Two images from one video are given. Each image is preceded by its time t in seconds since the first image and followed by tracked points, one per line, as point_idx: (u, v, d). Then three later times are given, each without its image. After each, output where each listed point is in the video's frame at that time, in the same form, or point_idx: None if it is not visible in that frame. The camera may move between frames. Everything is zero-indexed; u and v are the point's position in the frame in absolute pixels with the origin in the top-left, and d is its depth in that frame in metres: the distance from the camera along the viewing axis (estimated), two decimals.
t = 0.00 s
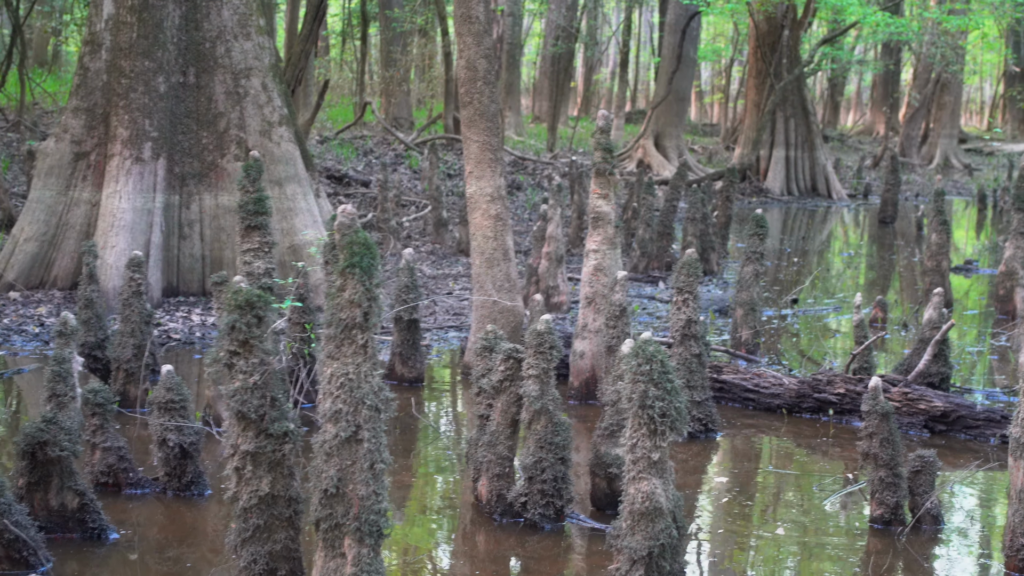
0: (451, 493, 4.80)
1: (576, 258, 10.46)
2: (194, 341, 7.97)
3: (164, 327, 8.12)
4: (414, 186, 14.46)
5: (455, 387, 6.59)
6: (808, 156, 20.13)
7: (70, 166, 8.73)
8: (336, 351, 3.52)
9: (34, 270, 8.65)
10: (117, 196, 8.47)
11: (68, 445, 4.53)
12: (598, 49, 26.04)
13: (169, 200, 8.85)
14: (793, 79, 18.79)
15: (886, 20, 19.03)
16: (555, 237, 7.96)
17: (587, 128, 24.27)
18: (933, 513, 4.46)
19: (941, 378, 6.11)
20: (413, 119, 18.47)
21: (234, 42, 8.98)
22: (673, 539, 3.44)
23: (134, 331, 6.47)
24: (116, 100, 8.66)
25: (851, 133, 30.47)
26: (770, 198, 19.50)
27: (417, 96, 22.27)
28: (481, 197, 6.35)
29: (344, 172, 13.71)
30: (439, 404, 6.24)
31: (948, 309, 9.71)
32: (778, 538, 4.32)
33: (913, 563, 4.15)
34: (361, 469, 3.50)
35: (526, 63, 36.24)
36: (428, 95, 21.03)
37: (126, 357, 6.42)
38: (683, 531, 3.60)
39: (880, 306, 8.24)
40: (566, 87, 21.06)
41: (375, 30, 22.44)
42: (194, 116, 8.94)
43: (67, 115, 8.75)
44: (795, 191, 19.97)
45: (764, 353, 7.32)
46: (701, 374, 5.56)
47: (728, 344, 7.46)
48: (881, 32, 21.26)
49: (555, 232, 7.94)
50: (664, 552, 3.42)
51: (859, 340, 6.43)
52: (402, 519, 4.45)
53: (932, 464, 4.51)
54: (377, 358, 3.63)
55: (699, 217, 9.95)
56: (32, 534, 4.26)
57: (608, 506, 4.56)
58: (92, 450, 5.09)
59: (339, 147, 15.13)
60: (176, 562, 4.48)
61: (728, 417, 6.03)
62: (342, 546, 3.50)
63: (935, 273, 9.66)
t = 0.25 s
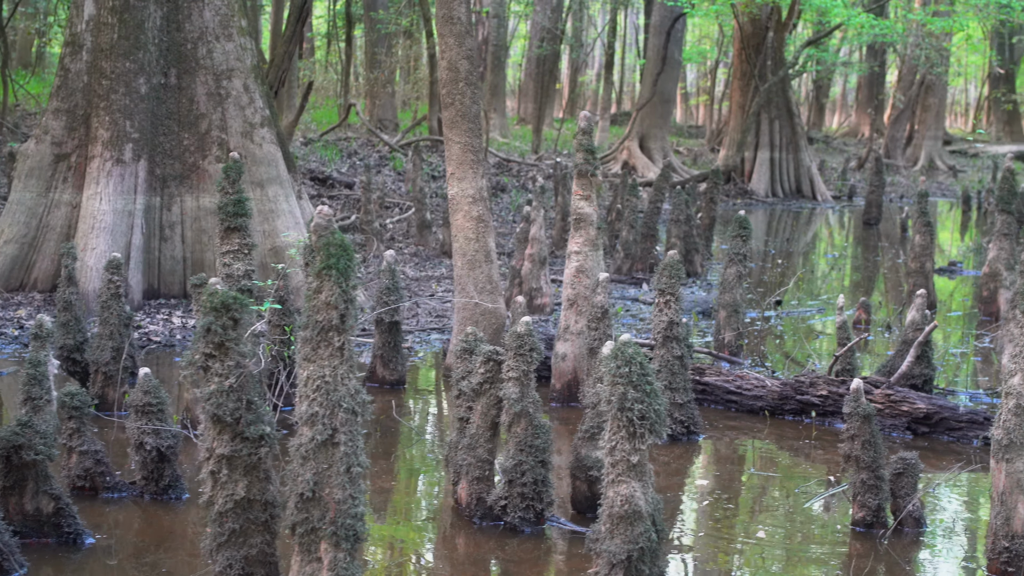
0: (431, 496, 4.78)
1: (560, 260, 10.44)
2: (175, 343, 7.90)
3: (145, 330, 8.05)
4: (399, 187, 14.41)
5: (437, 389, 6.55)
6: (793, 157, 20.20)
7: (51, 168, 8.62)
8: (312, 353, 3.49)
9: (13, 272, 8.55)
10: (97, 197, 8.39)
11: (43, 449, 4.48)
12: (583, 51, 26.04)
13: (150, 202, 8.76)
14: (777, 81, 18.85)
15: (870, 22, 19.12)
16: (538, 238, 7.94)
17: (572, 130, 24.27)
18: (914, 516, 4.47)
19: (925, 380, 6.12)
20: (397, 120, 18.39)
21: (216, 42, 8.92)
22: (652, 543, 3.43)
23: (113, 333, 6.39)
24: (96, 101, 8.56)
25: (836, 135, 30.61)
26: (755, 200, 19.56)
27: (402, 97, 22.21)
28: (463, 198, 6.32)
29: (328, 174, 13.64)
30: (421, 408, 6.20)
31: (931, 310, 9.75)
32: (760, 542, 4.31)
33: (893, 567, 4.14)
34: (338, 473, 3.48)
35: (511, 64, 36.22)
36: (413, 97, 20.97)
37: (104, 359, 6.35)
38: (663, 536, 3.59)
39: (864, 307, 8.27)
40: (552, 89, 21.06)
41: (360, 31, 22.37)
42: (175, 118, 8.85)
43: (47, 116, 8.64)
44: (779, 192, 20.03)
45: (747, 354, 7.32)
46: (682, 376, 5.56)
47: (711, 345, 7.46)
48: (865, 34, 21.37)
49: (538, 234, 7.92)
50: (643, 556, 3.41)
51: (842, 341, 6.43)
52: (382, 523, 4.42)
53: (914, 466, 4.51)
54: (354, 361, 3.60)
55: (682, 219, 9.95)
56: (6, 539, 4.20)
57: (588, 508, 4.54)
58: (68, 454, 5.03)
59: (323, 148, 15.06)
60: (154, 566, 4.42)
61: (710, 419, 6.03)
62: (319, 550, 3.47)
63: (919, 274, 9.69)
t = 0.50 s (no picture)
0: (407, 499, 4.73)
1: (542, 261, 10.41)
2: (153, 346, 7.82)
3: (122, 332, 7.95)
4: (381, 189, 14.35)
5: (416, 391, 6.51)
6: (776, 159, 20.26)
7: (27, 169, 8.50)
8: (281, 354, 3.43)
9: None
10: (74, 198, 8.29)
11: (13, 452, 4.42)
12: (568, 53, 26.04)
13: (128, 203, 8.64)
14: (760, 82, 18.90)
15: (853, 24, 19.19)
16: (519, 239, 7.92)
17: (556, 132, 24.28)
18: (892, 517, 4.46)
19: (904, 381, 6.14)
20: (381, 122, 18.31)
21: (194, 42, 8.79)
22: (626, 545, 3.40)
23: (87, 335, 6.31)
24: (73, 101, 8.46)
25: (821, 137, 30.74)
26: (738, 201, 19.60)
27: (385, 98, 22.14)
28: (442, 198, 6.28)
29: (310, 175, 13.57)
30: (399, 410, 6.16)
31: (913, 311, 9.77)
32: (738, 544, 4.28)
33: (870, 569, 4.13)
34: (307, 474, 3.43)
35: (496, 66, 36.21)
36: (397, 98, 20.91)
37: (79, 361, 6.27)
38: (637, 537, 3.56)
39: (845, 308, 8.27)
40: (536, 91, 21.04)
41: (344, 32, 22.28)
42: (153, 118, 8.73)
43: (24, 116, 8.53)
44: (763, 195, 20.09)
45: (727, 355, 7.31)
46: (661, 377, 5.54)
47: (692, 346, 7.45)
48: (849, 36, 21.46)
49: (519, 235, 7.90)
50: (617, 558, 3.38)
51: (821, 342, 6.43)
52: (356, 526, 4.37)
53: (891, 468, 4.49)
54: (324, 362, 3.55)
55: (664, 219, 9.94)
56: None
57: (564, 511, 4.51)
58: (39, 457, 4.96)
59: (306, 149, 14.99)
60: (124, 570, 4.36)
61: (690, 421, 6.01)
62: (289, 554, 3.43)
63: (900, 275, 9.72)
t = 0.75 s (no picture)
0: (381, 504, 4.67)
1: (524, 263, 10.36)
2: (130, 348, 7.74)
3: (98, 335, 7.86)
4: (364, 190, 14.27)
5: (393, 394, 6.44)
6: (761, 160, 20.29)
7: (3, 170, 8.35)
8: (246, 357, 3.37)
9: None
10: (50, 200, 8.20)
11: None
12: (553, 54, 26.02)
13: (105, 204, 8.51)
14: (744, 84, 18.93)
15: (837, 25, 19.25)
16: (499, 241, 7.87)
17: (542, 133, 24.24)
18: (869, 520, 4.41)
19: (883, 383, 6.14)
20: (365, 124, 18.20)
21: (171, 43, 8.64)
22: (596, 549, 3.36)
23: (60, 338, 6.21)
24: (49, 102, 8.34)
25: (807, 138, 30.82)
26: (723, 203, 19.60)
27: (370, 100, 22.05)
28: (418, 200, 6.23)
29: (292, 177, 13.47)
30: (375, 413, 6.09)
31: (895, 312, 9.76)
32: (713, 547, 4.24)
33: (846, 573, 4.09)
34: (273, 479, 3.37)
35: (482, 68, 36.15)
36: (382, 99, 20.82)
37: (52, 365, 6.17)
38: (608, 542, 3.52)
39: (826, 310, 8.26)
40: (521, 92, 20.99)
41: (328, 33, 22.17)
42: (130, 119, 8.57)
43: None
44: (747, 196, 20.10)
45: (708, 357, 7.28)
46: (638, 379, 5.50)
47: (672, 348, 7.41)
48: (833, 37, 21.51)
49: (498, 236, 7.84)
50: (587, 563, 3.33)
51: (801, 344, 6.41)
52: (328, 531, 4.31)
53: (868, 471, 4.45)
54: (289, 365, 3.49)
55: (646, 221, 9.91)
56: None
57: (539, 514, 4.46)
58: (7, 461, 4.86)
59: (289, 151, 14.89)
60: None
61: (668, 423, 5.97)
62: (254, 560, 3.36)
63: (882, 276, 9.72)
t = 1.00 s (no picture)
0: (354, 510, 4.61)
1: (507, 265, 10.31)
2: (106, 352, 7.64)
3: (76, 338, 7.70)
4: (348, 192, 14.20)
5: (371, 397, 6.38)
6: (746, 162, 20.32)
7: None
8: (209, 363, 3.32)
9: None
10: (28, 202, 7.95)
11: None
12: (540, 56, 26.00)
13: (82, 207, 8.26)
14: (729, 85, 18.95)
15: (821, 27, 19.29)
16: (479, 244, 7.83)
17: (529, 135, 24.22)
18: (846, 525, 4.36)
19: (864, 385, 6.07)
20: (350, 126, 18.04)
21: (148, 45, 8.46)
22: (566, 556, 3.31)
23: (34, 342, 6.11)
24: (24, 103, 8.09)
25: (794, 139, 30.90)
26: (708, 204, 19.61)
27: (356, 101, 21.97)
28: (395, 202, 6.18)
29: (276, 179, 13.41)
30: (352, 417, 6.03)
31: (877, 314, 9.75)
32: (688, 552, 4.20)
33: None
34: (237, 486, 3.31)
35: (469, 69, 36.10)
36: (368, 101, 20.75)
37: (26, 370, 6.05)
38: (579, 548, 3.47)
39: (808, 312, 8.24)
40: (506, 94, 20.96)
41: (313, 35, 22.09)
42: (108, 121, 8.35)
43: None
44: (733, 197, 20.13)
45: (688, 360, 7.25)
46: (615, 383, 5.48)
47: (653, 351, 7.38)
48: (818, 38, 21.56)
49: (479, 239, 7.80)
50: (556, 571, 3.29)
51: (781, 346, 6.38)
52: (299, 539, 4.25)
53: (845, 475, 4.40)
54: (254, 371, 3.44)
55: (629, 223, 9.88)
56: None
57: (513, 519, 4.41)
58: None
59: (273, 153, 14.81)
60: None
61: (647, 426, 5.93)
62: (218, 568, 3.31)
63: (865, 278, 9.72)
